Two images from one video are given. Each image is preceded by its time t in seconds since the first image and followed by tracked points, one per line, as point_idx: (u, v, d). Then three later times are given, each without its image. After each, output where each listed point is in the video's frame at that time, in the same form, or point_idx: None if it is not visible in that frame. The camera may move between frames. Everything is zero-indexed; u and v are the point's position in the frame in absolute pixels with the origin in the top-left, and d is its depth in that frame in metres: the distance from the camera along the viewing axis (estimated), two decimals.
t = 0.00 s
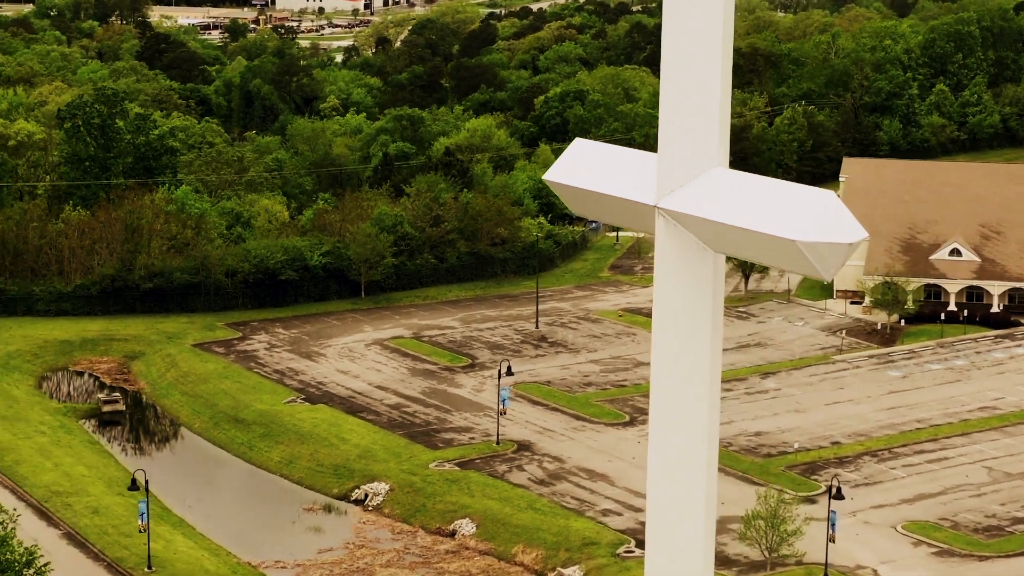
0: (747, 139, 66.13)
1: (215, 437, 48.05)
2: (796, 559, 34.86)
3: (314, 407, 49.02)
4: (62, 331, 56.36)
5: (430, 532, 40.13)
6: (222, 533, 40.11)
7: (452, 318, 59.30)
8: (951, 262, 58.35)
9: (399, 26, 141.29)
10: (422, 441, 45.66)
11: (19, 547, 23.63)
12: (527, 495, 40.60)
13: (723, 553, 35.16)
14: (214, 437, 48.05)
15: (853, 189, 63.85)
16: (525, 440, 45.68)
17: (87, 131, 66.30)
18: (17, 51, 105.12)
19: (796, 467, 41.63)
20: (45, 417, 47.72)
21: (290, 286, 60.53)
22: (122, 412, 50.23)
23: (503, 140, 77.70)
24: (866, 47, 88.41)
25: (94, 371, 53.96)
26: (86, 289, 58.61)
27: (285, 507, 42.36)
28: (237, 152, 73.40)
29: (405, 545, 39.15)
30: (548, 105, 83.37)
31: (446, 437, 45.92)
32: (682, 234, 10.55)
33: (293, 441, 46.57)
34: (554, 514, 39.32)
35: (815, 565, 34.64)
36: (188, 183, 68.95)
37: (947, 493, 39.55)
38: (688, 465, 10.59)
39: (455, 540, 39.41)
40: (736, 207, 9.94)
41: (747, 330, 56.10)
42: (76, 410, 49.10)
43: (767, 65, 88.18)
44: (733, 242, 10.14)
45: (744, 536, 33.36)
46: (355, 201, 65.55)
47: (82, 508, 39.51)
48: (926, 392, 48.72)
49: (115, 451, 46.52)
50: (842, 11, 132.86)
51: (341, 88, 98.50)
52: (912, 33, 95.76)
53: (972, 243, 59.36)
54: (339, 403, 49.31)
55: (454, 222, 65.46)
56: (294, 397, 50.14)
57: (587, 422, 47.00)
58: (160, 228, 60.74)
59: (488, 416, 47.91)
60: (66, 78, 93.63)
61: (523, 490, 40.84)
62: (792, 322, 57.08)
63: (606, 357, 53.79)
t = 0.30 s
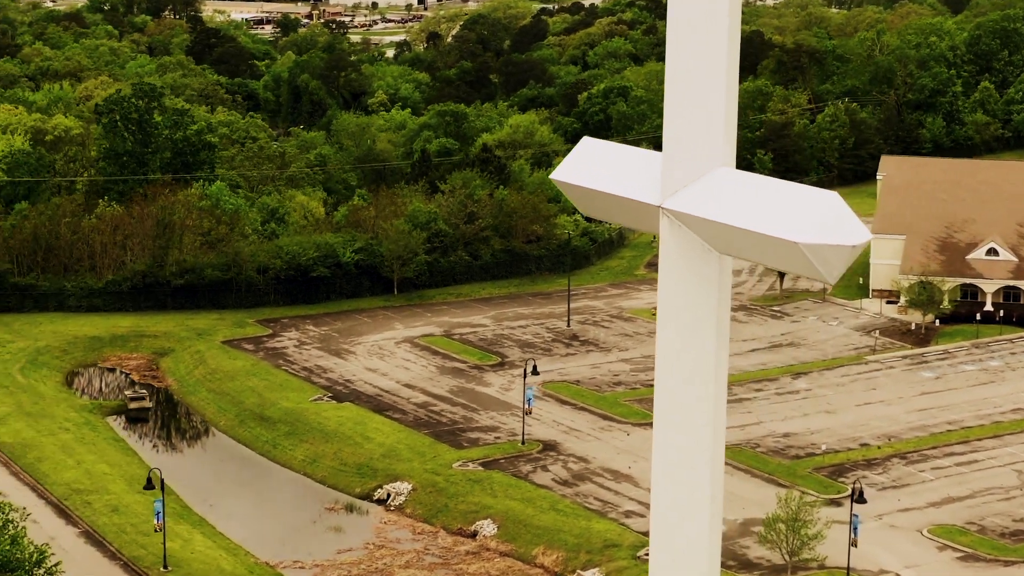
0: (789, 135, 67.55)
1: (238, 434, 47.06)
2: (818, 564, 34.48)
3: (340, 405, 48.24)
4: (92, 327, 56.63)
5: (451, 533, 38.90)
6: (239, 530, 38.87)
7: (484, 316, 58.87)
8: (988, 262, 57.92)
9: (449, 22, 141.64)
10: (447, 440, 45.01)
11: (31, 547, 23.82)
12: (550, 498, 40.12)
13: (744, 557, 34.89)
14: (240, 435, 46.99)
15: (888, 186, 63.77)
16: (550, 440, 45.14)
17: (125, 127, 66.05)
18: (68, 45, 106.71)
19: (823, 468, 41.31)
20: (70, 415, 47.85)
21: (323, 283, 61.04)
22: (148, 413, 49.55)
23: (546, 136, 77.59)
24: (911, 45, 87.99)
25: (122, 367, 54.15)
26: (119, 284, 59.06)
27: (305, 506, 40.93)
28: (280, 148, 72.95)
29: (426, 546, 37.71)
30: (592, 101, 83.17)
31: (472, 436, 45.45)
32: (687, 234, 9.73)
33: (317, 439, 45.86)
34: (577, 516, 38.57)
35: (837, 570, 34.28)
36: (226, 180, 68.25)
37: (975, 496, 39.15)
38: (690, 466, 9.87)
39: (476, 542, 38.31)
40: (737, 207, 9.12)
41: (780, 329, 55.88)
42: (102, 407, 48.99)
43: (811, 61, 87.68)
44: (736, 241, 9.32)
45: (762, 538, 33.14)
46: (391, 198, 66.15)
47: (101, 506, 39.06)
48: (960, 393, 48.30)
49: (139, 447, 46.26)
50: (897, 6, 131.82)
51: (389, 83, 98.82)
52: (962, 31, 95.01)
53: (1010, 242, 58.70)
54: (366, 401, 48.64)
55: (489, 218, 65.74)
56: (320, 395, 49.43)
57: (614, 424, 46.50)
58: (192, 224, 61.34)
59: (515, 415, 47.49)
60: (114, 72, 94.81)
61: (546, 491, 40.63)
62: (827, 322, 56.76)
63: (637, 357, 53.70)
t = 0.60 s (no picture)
0: (833, 132, 70.40)
1: (268, 433, 47.29)
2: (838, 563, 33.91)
3: (368, 403, 47.99)
4: (125, 323, 56.68)
5: (475, 532, 38.33)
6: (264, 531, 39.28)
7: (518, 313, 59.38)
8: None
9: (503, 16, 142.04)
10: (475, 439, 44.86)
11: (46, 544, 24.01)
12: (576, 497, 39.10)
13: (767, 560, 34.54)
14: (267, 433, 47.31)
15: (927, 183, 63.01)
16: (578, 439, 44.62)
17: (164, 121, 66.66)
18: (121, 39, 108.19)
19: (853, 471, 40.81)
20: (97, 411, 47.66)
21: (356, 279, 60.68)
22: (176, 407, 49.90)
23: (592, 131, 75.90)
24: (959, 40, 87.66)
25: (155, 364, 54.14)
26: (152, 279, 59.23)
27: (329, 506, 41.10)
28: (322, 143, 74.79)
29: (447, 546, 37.18)
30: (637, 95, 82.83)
31: (499, 435, 44.99)
32: (693, 235, 9.78)
33: (344, 437, 45.64)
34: (600, 516, 37.25)
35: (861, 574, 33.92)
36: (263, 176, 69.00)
37: (1005, 500, 38.64)
38: (694, 466, 9.88)
39: (498, 542, 37.22)
40: (743, 209, 9.19)
41: (815, 328, 55.66)
42: (130, 404, 48.84)
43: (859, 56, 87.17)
44: (742, 244, 9.35)
45: (785, 540, 32.57)
46: (428, 194, 65.70)
47: (123, 504, 38.90)
48: (995, 395, 47.75)
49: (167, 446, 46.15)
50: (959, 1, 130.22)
51: (440, 77, 99.59)
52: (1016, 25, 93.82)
53: None
54: (394, 398, 48.59)
55: (527, 214, 65.46)
56: (349, 392, 49.24)
57: (643, 422, 46.20)
58: (227, 218, 61.00)
59: (544, 413, 47.25)
60: (164, 66, 95.48)
61: (573, 491, 39.70)
62: (864, 321, 56.40)
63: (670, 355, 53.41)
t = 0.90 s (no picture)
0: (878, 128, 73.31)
1: (297, 430, 47.01)
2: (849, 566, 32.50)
3: (398, 401, 47.66)
4: (158, 316, 56.56)
5: (498, 533, 38.27)
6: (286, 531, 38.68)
7: (553, 310, 58.29)
8: None
9: (559, 11, 142.12)
10: (502, 438, 44.15)
11: (58, 540, 24.23)
12: (601, 497, 38.82)
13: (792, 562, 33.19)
14: (295, 429, 47.17)
15: (968, 181, 62.56)
16: (608, 439, 43.71)
17: (205, 114, 66.85)
18: (176, 31, 109.33)
19: (884, 472, 39.90)
20: (124, 406, 47.17)
21: (392, 275, 60.62)
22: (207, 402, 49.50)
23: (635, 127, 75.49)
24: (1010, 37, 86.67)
25: (185, 358, 53.52)
26: (187, 275, 58.93)
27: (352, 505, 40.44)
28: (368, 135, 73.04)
29: (471, 546, 37.34)
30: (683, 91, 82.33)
31: (528, 434, 44.23)
32: (698, 235, 9.44)
33: (371, 436, 45.14)
34: (627, 518, 36.97)
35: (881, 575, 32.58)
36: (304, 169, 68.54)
37: None
38: (695, 466, 9.60)
39: (522, 542, 37.49)
40: (750, 207, 8.86)
41: (852, 326, 55.36)
42: (160, 399, 48.79)
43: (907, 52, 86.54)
44: (746, 246, 9.04)
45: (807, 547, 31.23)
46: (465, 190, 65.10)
47: (144, 501, 38.68)
48: None
49: (192, 439, 45.74)
50: None
51: (491, 73, 99.81)
52: None
53: None
54: (424, 397, 48.12)
55: (566, 211, 65.36)
56: (379, 390, 48.99)
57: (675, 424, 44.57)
58: (263, 214, 60.58)
59: (574, 413, 46.16)
60: (215, 60, 95.81)
61: (599, 491, 39.37)
62: (903, 320, 55.91)
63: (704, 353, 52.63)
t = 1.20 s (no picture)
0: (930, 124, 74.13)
1: (329, 427, 46.67)
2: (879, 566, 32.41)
3: (431, 398, 47.28)
4: (197, 313, 56.46)
5: (527, 533, 37.20)
6: (310, 531, 37.92)
7: (594, 308, 58.34)
8: None
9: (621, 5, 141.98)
10: (535, 437, 43.50)
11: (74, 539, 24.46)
12: (634, 499, 37.65)
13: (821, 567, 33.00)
14: (329, 427, 46.63)
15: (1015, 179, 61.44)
16: (641, 439, 42.95)
17: (253, 108, 67.41)
18: (238, 24, 110.15)
19: (919, 475, 39.33)
20: (157, 404, 47.22)
21: (433, 271, 60.30)
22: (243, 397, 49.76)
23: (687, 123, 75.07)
24: None
25: (223, 353, 53.83)
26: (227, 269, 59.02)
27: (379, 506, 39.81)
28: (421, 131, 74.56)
29: (497, 547, 36.04)
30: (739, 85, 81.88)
31: (561, 433, 43.64)
32: (705, 234, 8.55)
33: (402, 434, 44.73)
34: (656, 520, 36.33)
35: None
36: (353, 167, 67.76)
37: None
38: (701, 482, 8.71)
39: (549, 543, 36.32)
40: (758, 207, 8.03)
41: (894, 326, 54.69)
42: (193, 395, 48.52)
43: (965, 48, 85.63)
44: (754, 245, 8.14)
45: (835, 551, 31.53)
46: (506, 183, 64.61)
47: (172, 500, 38.57)
48: None
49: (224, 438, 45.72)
50: None
51: (552, 66, 99.66)
52: None
53: None
54: (458, 394, 47.64)
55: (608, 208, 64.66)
56: (413, 387, 48.55)
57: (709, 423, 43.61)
58: (303, 208, 60.70)
59: (609, 412, 45.50)
60: (275, 53, 96.42)
61: (630, 492, 38.18)
62: (946, 320, 55.23)
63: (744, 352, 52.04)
